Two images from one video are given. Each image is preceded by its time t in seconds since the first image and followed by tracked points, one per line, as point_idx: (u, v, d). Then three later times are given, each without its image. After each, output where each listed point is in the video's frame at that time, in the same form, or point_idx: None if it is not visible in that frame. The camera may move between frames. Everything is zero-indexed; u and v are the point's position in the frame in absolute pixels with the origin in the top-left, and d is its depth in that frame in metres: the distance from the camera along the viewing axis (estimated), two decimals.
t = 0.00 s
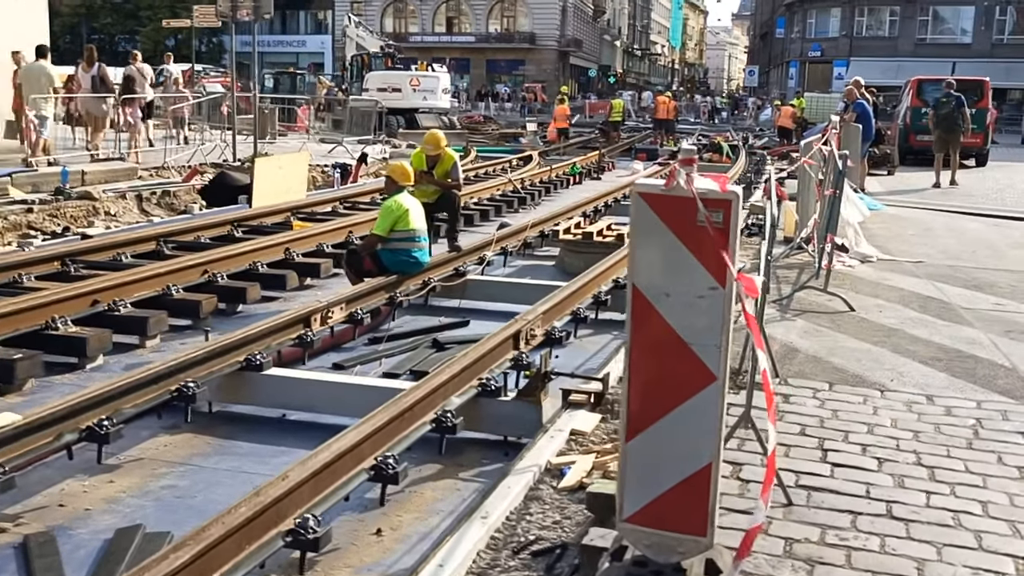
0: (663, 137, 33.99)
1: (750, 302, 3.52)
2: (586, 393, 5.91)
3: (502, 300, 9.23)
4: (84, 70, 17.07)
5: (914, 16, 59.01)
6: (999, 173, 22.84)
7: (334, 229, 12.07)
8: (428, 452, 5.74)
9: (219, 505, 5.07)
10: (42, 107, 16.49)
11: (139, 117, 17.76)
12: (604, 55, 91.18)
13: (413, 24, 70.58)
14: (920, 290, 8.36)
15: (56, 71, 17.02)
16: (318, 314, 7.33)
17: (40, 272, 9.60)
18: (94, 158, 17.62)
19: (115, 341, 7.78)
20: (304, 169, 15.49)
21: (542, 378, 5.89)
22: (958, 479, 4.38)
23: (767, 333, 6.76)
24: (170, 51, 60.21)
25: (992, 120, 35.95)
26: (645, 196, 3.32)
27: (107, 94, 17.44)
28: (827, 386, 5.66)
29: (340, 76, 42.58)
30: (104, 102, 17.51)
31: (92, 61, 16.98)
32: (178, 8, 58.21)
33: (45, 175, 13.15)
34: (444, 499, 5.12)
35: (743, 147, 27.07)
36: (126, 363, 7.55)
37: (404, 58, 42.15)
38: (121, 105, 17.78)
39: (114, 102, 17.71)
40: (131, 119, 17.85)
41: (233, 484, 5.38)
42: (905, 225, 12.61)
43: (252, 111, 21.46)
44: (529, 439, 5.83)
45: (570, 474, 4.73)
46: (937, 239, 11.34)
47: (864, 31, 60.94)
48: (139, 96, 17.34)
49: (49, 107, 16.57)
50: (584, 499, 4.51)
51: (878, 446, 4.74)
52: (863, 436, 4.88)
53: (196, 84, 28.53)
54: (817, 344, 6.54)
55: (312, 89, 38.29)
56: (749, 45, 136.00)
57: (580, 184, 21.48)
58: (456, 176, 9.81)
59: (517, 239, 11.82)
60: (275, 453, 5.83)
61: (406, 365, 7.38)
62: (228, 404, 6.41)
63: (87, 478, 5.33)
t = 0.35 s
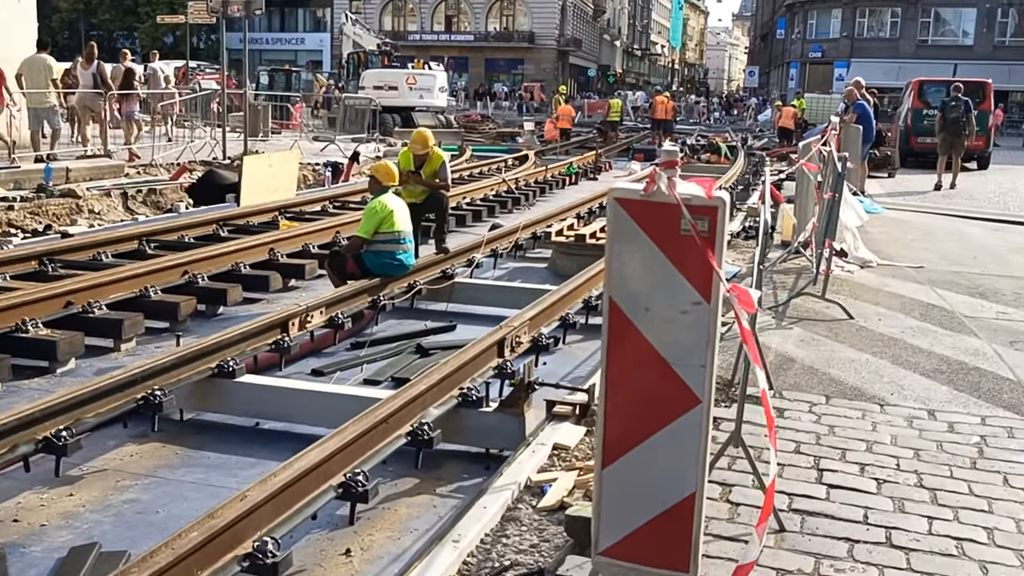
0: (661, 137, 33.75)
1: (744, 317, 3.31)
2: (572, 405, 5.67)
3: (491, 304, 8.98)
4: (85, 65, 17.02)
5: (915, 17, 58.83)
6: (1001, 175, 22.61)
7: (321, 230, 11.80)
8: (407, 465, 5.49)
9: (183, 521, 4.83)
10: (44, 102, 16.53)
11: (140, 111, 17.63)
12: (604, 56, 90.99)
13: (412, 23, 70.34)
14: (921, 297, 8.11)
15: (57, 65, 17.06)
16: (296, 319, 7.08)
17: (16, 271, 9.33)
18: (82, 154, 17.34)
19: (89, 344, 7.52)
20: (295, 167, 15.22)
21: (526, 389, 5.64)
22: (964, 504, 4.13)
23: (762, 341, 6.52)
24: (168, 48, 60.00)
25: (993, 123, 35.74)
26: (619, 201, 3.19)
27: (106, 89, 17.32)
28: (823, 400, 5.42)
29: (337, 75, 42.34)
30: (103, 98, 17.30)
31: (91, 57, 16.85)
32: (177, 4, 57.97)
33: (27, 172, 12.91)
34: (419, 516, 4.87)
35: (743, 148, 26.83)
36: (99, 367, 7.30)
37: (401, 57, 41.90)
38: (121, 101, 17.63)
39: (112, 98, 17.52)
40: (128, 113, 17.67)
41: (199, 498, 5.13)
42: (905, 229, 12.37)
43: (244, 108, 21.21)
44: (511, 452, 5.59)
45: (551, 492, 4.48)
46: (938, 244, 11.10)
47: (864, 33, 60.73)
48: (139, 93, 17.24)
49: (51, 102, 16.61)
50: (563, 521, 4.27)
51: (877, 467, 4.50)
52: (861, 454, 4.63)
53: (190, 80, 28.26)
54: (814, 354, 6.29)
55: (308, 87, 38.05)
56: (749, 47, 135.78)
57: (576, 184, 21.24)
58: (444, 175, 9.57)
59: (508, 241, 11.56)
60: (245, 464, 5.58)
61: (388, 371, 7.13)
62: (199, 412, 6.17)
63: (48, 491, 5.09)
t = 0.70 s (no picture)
0: (662, 140, 33.46)
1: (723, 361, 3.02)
2: (561, 425, 5.40)
3: (483, 313, 8.70)
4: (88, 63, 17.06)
5: (919, 23, 58.55)
6: (1006, 183, 22.34)
7: (312, 233, 11.53)
8: (387, 486, 5.22)
9: (146, 546, 4.55)
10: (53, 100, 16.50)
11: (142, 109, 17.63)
12: (606, 57, 90.73)
13: (414, 22, 70.08)
14: (927, 312, 7.84)
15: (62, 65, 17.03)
16: (277, 328, 6.79)
17: None
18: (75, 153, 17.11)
19: (64, 351, 7.25)
20: (287, 167, 14.97)
21: (513, 408, 5.37)
22: (977, 543, 3.85)
23: (762, 358, 6.24)
24: (168, 45, 59.72)
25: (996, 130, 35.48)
26: (607, 223, 3.04)
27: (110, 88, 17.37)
28: (826, 423, 5.13)
29: (337, 74, 42.08)
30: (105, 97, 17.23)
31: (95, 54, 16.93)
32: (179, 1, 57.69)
33: (13, 171, 12.65)
34: (396, 545, 4.59)
35: (745, 152, 26.55)
36: (73, 376, 7.03)
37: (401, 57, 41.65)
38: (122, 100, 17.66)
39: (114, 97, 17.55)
40: (129, 112, 17.56)
41: (165, 520, 4.86)
42: (910, 238, 12.07)
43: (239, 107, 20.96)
44: (498, 472, 5.31)
45: (536, 523, 4.21)
46: (943, 255, 10.81)
47: (868, 37, 60.47)
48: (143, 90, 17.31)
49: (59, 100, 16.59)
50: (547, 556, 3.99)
51: (883, 500, 4.21)
52: (868, 486, 4.35)
53: (187, 78, 28.02)
54: (817, 372, 6.01)
55: (308, 85, 37.80)
56: (752, 50, 135.55)
57: (575, 187, 20.97)
58: (437, 180, 9.27)
59: (503, 247, 11.28)
60: (218, 484, 5.31)
61: (373, 384, 6.85)
62: (172, 426, 5.89)
63: (6, 512, 4.82)
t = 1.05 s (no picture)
0: (659, 141, 33.19)
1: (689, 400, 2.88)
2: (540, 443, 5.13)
3: (467, 320, 8.44)
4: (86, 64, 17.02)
5: (918, 23, 58.35)
6: (1007, 185, 22.07)
7: (296, 237, 11.25)
8: (356, 508, 4.96)
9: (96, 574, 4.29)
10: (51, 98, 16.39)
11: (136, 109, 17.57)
12: (605, 58, 90.47)
13: (411, 22, 69.80)
14: (925, 320, 7.57)
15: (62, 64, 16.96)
16: (248, 339, 6.53)
17: None
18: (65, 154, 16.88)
19: (29, 361, 6.97)
20: (275, 169, 14.71)
21: (489, 425, 5.11)
22: None
23: (752, 372, 5.97)
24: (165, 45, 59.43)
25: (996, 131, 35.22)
26: (562, 243, 2.92)
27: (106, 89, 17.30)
28: (817, 443, 4.87)
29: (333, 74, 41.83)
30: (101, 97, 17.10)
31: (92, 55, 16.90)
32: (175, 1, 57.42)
33: None
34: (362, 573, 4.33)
35: (743, 153, 26.28)
36: (38, 387, 6.77)
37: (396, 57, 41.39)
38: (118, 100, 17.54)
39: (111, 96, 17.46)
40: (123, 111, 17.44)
41: (119, 544, 4.60)
42: (908, 242, 11.83)
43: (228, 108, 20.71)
44: (472, 493, 5.05)
45: (506, 552, 3.96)
46: (942, 259, 10.56)
47: (867, 37, 60.23)
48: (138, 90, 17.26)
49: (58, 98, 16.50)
50: None
51: (877, 529, 3.95)
52: (861, 513, 4.08)
53: (179, 79, 27.76)
54: (809, 386, 5.75)
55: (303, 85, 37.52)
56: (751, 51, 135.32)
57: (570, 189, 20.70)
58: (420, 182, 9.03)
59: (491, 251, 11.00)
60: (178, 505, 5.05)
61: (349, 396, 6.58)
62: (135, 442, 5.62)
63: None
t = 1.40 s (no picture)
0: (660, 142, 32.92)
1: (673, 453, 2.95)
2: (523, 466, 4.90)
3: (458, 329, 8.20)
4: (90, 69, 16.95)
5: (922, 24, 58.06)
6: (1011, 188, 21.80)
7: (286, 242, 11.02)
8: (330, 534, 4.73)
9: None
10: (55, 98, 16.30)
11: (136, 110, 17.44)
12: (607, 58, 90.17)
13: (414, 22, 69.50)
14: (928, 332, 7.32)
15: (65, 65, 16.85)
16: (225, 352, 6.29)
17: None
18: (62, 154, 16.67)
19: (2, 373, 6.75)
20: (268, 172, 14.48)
21: (470, 447, 4.87)
22: None
23: (747, 389, 5.73)
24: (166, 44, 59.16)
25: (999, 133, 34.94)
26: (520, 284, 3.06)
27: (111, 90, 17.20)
28: (814, 468, 4.61)
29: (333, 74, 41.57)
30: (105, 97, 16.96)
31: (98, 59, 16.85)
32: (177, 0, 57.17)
33: None
34: None
35: (744, 155, 26.04)
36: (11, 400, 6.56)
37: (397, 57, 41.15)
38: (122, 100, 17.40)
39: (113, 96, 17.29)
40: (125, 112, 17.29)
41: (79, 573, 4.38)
42: (910, 248, 11.58)
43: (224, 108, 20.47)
44: (454, 518, 4.80)
45: None
46: (945, 267, 10.31)
47: (870, 38, 59.90)
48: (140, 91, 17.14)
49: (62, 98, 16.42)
50: None
51: (876, 564, 3.71)
52: (860, 548, 3.83)
53: (177, 79, 27.51)
54: (807, 405, 5.49)
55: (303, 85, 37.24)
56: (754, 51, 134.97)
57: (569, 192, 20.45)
58: (410, 187, 8.80)
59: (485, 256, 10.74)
60: (144, 530, 4.82)
61: (331, 411, 6.34)
62: (103, 462, 5.38)
63: None
